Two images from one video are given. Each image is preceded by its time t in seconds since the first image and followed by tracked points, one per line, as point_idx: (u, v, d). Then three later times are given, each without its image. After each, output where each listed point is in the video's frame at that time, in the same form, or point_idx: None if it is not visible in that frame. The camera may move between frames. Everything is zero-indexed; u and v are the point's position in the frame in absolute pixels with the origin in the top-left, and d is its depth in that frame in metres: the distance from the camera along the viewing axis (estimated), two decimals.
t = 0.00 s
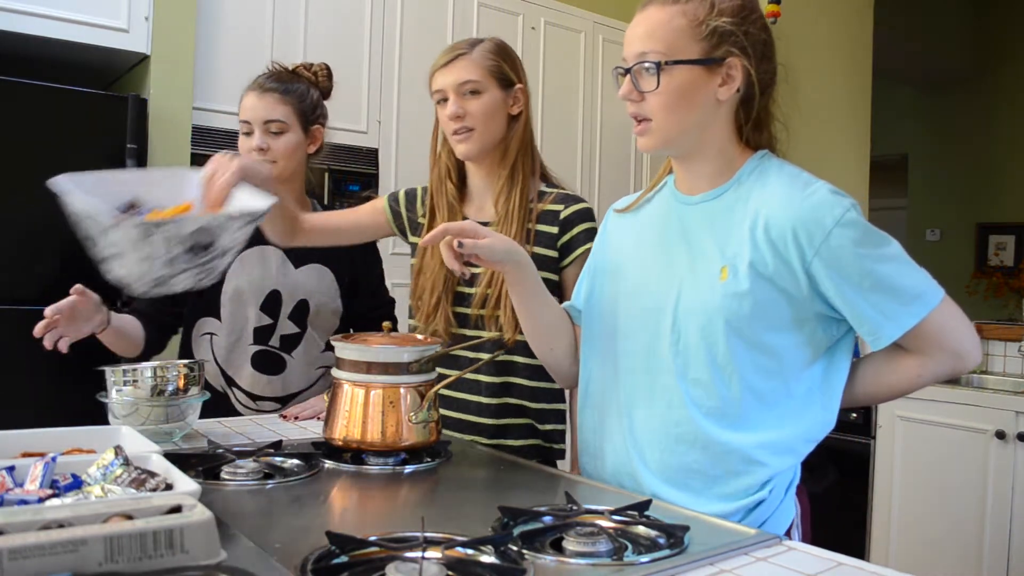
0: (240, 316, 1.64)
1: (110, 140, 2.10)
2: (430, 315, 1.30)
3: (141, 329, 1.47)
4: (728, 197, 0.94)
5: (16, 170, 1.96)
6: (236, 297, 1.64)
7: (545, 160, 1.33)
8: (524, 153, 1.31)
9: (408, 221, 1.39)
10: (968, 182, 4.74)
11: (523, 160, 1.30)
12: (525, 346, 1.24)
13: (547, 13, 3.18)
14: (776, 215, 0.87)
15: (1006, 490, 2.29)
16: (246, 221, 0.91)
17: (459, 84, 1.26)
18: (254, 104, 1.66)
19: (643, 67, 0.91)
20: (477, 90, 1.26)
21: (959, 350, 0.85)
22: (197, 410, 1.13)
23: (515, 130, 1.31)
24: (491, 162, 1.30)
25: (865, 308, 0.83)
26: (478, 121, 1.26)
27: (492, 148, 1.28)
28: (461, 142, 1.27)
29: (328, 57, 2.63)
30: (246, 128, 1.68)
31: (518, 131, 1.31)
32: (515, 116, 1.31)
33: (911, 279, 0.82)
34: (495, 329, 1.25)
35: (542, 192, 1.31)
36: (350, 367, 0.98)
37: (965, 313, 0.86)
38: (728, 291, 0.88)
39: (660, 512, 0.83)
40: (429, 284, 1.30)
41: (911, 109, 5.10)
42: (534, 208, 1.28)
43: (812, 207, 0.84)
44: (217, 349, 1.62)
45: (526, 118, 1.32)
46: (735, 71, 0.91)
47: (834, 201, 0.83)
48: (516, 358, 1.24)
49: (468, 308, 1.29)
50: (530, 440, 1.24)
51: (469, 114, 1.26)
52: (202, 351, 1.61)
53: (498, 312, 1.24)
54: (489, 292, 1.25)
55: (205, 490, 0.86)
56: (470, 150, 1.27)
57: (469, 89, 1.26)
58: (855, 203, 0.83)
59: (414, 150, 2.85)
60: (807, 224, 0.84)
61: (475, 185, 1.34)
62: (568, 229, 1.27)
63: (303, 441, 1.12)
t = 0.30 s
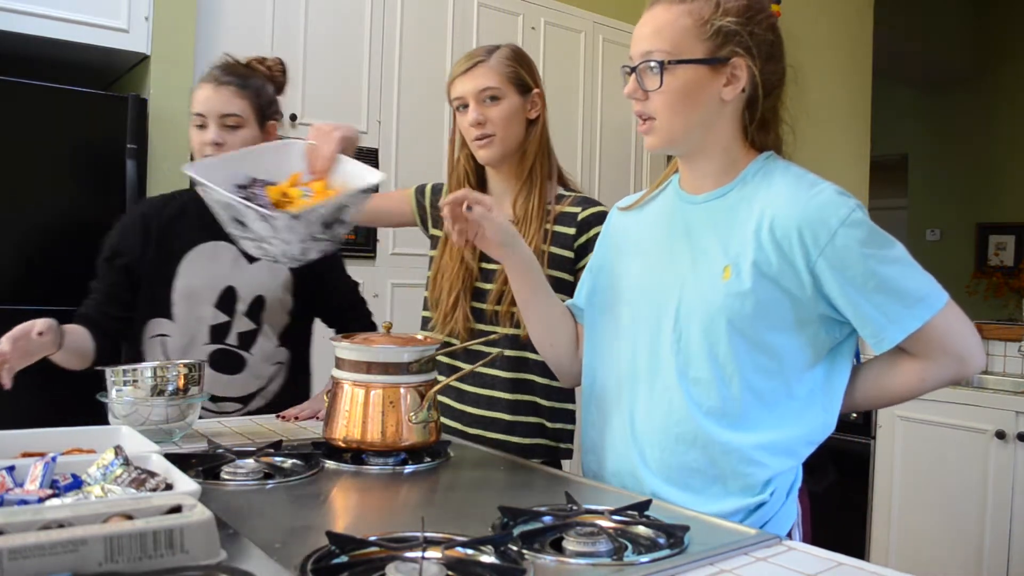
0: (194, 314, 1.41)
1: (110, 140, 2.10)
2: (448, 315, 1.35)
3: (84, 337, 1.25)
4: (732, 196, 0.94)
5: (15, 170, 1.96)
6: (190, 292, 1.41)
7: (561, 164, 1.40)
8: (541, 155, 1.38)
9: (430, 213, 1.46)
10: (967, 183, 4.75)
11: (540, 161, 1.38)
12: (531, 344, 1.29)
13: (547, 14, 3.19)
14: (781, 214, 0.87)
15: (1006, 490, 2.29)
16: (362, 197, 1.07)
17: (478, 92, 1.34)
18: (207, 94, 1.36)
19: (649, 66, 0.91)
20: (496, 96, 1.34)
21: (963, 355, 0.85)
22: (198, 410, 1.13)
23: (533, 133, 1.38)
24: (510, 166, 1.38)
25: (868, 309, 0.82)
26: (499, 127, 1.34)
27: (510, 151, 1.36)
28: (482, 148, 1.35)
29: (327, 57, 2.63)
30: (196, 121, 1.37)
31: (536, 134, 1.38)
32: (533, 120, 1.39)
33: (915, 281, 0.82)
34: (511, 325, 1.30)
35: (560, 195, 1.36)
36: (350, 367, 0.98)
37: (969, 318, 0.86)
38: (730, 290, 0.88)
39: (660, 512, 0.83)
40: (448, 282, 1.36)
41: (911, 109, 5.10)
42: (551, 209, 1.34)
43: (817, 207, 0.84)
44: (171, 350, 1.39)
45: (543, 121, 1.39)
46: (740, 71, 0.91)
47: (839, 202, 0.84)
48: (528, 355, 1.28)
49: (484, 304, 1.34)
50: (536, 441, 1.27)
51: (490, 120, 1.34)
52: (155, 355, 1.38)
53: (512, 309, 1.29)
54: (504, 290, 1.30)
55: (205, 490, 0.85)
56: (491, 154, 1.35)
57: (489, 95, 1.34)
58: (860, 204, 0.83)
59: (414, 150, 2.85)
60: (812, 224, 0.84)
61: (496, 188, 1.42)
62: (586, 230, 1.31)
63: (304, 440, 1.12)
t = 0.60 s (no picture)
0: (164, 317, 1.36)
1: (110, 140, 2.10)
2: (457, 314, 1.38)
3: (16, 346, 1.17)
4: (735, 195, 0.94)
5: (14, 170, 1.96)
6: (156, 296, 1.35)
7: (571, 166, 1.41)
8: (551, 157, 1.39)
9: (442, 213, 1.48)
10: (967, 184, 4.75)
11: (550, 163, 1.39)
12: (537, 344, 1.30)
13: (547, 14, 3.19)
14: (784, 214, 0.87)
15: (1006, 491, 2.29)
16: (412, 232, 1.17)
17: (489, 94, 1.36)
18: (180, 88, 1.32)
19: (650, 68, 0.91)
20: (506, 99, 1.35)
21: (967, 357, 0.84)
22: (197, 410, 1.12)
23: (543, 136, 1.40)
24: (520, 166, 1.39)
25: (871, 308, 0.82)
26: (509, 129, 1.35)
27: (520, 152, 1.37)
28: (491, 149, 1.37)
29: (327, 57, 2.63)
30: (162, 115, 1.33)
31: (546, 136, 1.40)
32: (544, 123, 1.40)
33: (919, 282, 0.82)
34: (515, 324, 1.31)
35: (569, 197, 1.36)
36: (350, 367, 0.98)
37: (973, 321, 0.86)
38: (732, 288, 0.88)
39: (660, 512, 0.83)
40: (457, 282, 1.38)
41: (911, 109, 5.11)
42: (560, 210, 1.34)
43: (821, 207, 0.84)
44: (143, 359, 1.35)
45: (553, 124, 1.40)
46: (741, 71, 0.91)
47: (843, 201, 0.84)
48: (533, 355, 1.29)
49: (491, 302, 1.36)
50: (537, 439, 1.27)
51: (500, 122, 1.35)
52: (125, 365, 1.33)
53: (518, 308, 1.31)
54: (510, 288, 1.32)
55: (205, 491, 0.85)
56: (501, 155, 1.36)
57: (500, 98, 1.35)
58: (863, 204, 0.83)
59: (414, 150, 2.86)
60: (816, 223, 0.84)
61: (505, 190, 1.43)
62: (592, 231, 1.31)
63: (304, 441, 1.12)
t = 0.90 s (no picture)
0: (160, 324, 1.28)
1: (110, 140, 2.10)
2: (458, 311, 1.38)
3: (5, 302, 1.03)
4: (733, 195, 0.94)
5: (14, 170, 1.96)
6: (155, 300, 1.27)
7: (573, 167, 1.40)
8: (554, 161, 1.39)
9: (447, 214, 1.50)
10: (966, 184, 4.77)
11: (553, 166, 1.39)
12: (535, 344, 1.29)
13: (547, 14, 3.19)
14: (783, 212, 0.87)
15: (1006, 491, 2.29)
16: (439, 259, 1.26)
17: (493, 97, 1.37)
18: (166, 77, 1.23)
19: (653, 69, 0.91)
20: (510, 103, 1.36)
21: (967, 357, 0.84)
22: (197, 410, 1.13)
23: (547, 139, 1.40)
24: (523, 170, 1.39)
25: (869, 307, 0.82)
26: (513, 132, 1.36)
27: (525, 156, 1.38)
28: (495, 152, 1.37)
29: (327, 57, 2.63)
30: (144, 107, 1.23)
31: (549, 140, 1.40)
32: (547, 126, 1.40)
33: (918, 281, 0.82)
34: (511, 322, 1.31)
35: (568, 196, 1.36)
36: (351, 366, 0.98)
37: (972, 321, 0.86)
38: (731, 287, 0.89)
39: (660, 511, 0.83)
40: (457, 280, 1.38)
41: (911, 109, 5.11)
42: (557, 209, 1.34)
43: (820, 206, 0.84)
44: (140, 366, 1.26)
45: (557, 128, 1.41)
46: (745, 71, 0.91)
47: (841, 199, 0.84)
48: (531, 353, 1.29)
49: (489, 298, 1.36)
50: (534, 438, 1.27)
51: (504, 125, 1.36)
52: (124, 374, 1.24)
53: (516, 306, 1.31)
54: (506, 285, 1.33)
55: (205, 491, 0.85)
56: (505, 158, 1.37)
57: (504, 102, 1.36)
58: (861, 202, 0.83)
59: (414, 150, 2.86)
60: (813, 222, 0.84)
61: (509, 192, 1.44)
62: (587, 229, 1.30)
63: (303, 440, 1.12)
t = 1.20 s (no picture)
0: (158, 331, 1.26)
1: (109, 139, 2.10)
2: (458, 309, 1.38)
3: (9, 303, 1.01)
4: (731, 195, 0.94)
5: (13, 170, 1.96)
6: (151, 308, 1.25)
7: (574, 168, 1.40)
8: (555, 163, 1.39)
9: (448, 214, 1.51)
10: (966, 184, 4.77)
11: (554, 167, 1.39)
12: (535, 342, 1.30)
13: (547, 14, 3.19)
14: (780, 213, 0.87)
15: (1006, 491, 2.29)
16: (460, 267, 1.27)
17: (496, 100, 1.37)
18: (166, 79, 1.21)
19: (655, 69, 0.91)
20: (512, 106, 1.37)
21: (965, 357, 0.84)
22: (197, 410, 1.13)
23: (548, 141, 1.40)
24: (525, 172, 1.39)
25: (866, 307, 0.82)
26: (515, 134, 1.36)
27: (527, 157, 1.38)
28: (497, 153, 1.37)
29: (328, 57, 2.63)
30: (144, 108, 1.22)
31: (551, 142, 1.40)
32: (549, 129, 1.40)
33: (916, 281, 0.82)
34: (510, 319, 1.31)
35: (568, 197, 1.36)
36: (351, 366, 0.98)
37: (970, 321, 0.86)
38: (729, 288, 0.89)
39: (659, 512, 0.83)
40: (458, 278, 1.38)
41: (911, 109, 5.11)
42: (557, 209, 1.34)
43: (817, 206, 0.84)
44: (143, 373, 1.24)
45: (559, 130, 1.41)
46: (745, 71, 0.91)
47: (839, 200, 0.84)
48: (530, 352, 1.29)
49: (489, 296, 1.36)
50: (528, 435, 1.27)
51: (506, 128, 1.36)
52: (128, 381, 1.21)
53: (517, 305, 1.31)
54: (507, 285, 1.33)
55: (205, 490, 0.85)
56: (507, 159, 1.37)
57: (506, 105, 1.37)
58: (858, 203, 0.83)
59: (414, 151, 2.86)
60: (810, 223, 0.84)
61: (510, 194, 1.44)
62: (586, 228, 1.31)
63: (303, 440, 1.12)
